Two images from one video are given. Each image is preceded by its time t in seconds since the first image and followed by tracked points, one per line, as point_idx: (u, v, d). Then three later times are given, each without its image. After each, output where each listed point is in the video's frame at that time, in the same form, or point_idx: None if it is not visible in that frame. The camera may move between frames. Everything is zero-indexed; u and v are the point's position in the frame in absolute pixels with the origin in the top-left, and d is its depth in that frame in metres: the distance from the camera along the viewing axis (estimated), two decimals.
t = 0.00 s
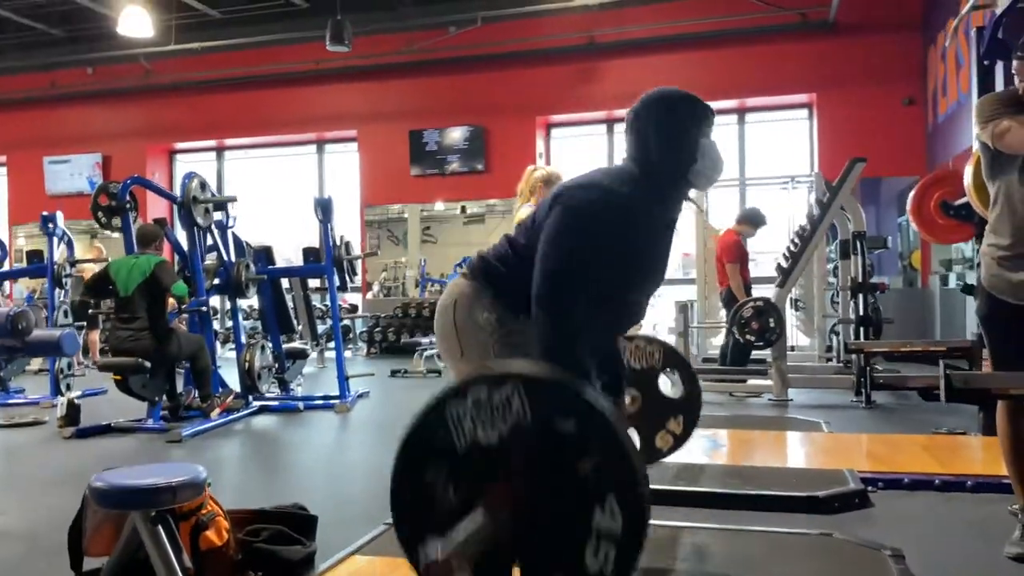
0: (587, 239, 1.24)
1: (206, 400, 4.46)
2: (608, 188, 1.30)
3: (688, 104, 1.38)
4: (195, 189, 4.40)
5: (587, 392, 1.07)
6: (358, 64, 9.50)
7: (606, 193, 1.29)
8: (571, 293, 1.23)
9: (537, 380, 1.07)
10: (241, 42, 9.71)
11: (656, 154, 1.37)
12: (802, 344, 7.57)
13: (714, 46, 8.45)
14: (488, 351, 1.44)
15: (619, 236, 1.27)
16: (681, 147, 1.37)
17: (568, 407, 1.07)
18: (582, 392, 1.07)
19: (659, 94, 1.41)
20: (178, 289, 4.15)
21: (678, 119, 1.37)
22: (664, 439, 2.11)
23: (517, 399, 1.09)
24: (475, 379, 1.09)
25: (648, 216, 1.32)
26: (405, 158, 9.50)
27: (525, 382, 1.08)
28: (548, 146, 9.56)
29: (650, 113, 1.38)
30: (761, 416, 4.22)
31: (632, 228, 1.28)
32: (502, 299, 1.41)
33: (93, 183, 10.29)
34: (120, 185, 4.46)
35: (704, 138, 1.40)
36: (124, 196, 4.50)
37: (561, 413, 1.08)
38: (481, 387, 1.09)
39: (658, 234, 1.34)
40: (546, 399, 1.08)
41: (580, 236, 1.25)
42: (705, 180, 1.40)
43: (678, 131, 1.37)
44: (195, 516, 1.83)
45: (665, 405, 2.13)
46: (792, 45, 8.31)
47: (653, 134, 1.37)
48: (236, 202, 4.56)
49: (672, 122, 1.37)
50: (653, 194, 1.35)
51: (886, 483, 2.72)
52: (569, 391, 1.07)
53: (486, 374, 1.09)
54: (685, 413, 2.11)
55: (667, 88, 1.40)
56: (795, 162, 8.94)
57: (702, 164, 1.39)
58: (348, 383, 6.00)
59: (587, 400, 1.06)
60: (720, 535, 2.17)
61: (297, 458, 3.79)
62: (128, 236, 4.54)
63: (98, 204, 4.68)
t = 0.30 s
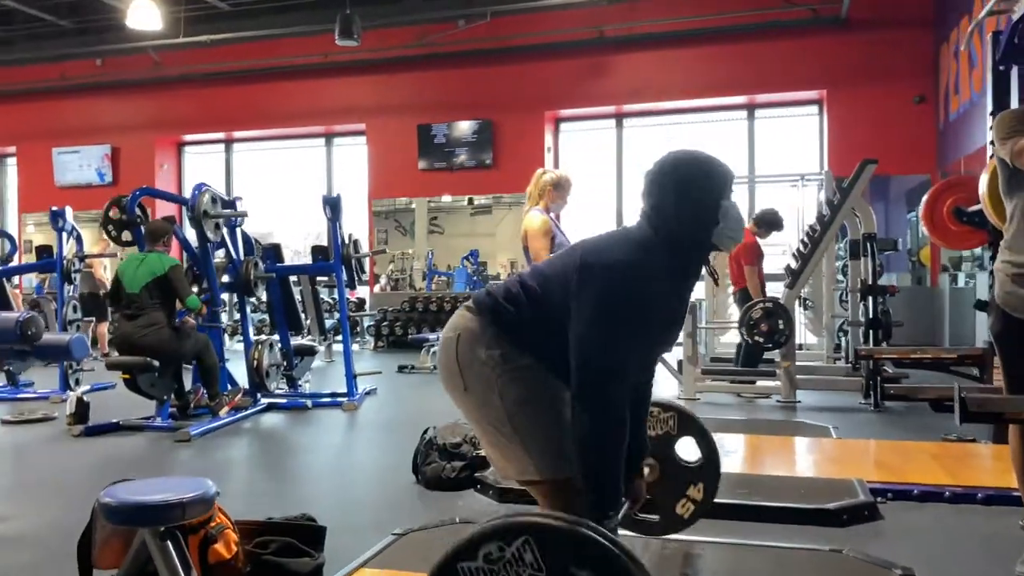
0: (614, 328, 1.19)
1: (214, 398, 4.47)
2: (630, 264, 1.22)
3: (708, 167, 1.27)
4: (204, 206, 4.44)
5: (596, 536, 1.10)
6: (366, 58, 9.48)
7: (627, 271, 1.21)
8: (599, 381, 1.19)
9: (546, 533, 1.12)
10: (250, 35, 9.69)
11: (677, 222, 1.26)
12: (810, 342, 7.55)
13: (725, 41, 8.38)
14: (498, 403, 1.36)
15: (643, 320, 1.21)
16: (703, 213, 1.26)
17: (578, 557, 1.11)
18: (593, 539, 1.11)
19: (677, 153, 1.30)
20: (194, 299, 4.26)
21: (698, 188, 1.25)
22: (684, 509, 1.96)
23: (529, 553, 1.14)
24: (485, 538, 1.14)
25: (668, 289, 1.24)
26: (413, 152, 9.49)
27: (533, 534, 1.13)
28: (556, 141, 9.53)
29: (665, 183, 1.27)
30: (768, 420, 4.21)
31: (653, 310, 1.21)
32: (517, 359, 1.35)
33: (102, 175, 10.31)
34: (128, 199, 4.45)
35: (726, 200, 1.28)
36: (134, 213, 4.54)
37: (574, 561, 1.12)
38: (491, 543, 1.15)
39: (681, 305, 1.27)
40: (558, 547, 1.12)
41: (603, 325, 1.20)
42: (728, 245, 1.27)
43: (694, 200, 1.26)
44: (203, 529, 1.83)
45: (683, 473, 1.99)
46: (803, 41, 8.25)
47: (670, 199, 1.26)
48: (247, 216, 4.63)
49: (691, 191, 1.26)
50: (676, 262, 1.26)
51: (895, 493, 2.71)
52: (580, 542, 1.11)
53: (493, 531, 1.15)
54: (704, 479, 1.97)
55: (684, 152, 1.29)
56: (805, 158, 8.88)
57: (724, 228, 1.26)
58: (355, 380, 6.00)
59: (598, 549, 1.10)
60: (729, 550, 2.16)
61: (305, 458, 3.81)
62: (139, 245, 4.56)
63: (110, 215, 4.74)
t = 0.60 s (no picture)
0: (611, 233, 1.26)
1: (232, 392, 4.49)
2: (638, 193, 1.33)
3: (729, 128, 1.41)
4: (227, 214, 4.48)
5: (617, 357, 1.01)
6: (385, 50, 9.47)
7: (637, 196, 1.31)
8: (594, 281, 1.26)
9: (562, 357, 1.02)
10: (270, 26, 9.70)
11: (696, 172, 1.40)
12: (826, 342, 7.52)
13: (746, 38, 8.33)
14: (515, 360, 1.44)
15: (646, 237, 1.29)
16: (717, 168, 1.39)
17: (598, 376, 1.02)
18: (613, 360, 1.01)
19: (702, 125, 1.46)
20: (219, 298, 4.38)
21: (719, 141, 1.39)
22: (706, 411, 2.11)
23: (545, 380, 1.04)
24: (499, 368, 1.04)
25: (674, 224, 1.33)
26: (431, 145, 9.50)
27: (549, 361, 1.03)
28: (574, 136, 9.51)
29: (697, 139, 1.42)
30: (784, 423, 4.20)
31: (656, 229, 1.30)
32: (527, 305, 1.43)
33: (122, 164, 10.40)
34: (152, 204, 4.54)
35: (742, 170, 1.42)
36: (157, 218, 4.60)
37: (594, 383, 1.03)
38: (501, 374, 1.05)
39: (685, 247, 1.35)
40: (576, 370, 1.03)
41: (607, 228, 1.27)
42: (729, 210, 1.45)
43: (712, 153, 1.39)
44: (224, 529, 1.85)
45: (704, 379, 2.15)
46: (826, 38, 8.19)
47: (692, 154, 1.41)
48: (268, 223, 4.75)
49: (711, 146, 1.40)
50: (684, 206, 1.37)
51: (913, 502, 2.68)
52: (601, 364, 1.01)
53: (507, 361, 1.04)
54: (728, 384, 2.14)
55: (711, 119, 1.44)
56: (824, 155, 8.83)
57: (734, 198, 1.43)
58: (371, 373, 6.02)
59: (619, 369, 1.01)
60: (744, 559, 2.15)
61: (320, 453, 3.83)
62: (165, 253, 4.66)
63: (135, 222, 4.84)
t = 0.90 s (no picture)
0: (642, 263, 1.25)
1: (257, 386, 4.53)
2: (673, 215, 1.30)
3: (774, 133, 1.35)
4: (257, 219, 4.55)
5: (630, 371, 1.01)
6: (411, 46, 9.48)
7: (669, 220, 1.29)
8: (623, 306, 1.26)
9: (573, 371, 1.02)
10: (297, 21, 9.74)
11: (735, 182, 1.34)
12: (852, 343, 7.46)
13: (774, 36, 8.25)
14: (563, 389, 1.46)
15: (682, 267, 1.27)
16: (760, 177, 1.34)
17: (611, 392, 1.01)
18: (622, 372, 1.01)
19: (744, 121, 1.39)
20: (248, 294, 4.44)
21: (762, 147, 1.33)
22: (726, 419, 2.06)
23: (558, 398, 1.04)
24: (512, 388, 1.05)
25: (714, 246, 1.30)
26: (456, 141, 9.51)
27: (561, 378, 1.03)
28: (599, 133, 9.48)
29: (733, 139, 1.35)
30: (810, 426, 4.16)
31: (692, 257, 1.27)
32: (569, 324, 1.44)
33: (150, 157, 10.51)
34: (183, 207, 4.61)
35: (788, 173, 1.37)
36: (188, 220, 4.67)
37: (606, 400, 1.02)
38: (516, 394, 1.05)
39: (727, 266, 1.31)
40: (586, 387, 1.02)
41: (646, 264, 1.25)
42: (784, 217, 1.39)
43: (755, 161, 1.33)
44: (250, 527, 1.87)
45: (725, 387, 2.08)
46: (856, 36, 8.08)
47: (732, 160, 1.35)
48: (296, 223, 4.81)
49: (753, 153, 1.33)
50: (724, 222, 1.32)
51: (940, 509, 2.66)
52: (613, 380, 1.00)
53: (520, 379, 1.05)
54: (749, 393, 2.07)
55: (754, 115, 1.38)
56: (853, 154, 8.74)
57: (783, 202, 1.37)
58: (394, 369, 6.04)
59: (630, 384, 1.00)
60: (768, 565, 2.14)
61: (345, 448, 3.86)
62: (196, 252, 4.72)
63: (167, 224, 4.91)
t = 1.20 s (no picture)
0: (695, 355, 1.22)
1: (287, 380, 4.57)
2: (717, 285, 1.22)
3: (804, 178, 1.24)
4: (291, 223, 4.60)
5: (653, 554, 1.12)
6: (441, 43, 9.48)
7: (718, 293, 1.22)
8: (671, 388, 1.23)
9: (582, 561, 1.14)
10: (328, 17, 9.78)
11: (763, 234, 1.24)
12: (885, 343, 7.36)
13: (808, 30, 8.14)
14: (571, 419, 1.40)
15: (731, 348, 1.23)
16: (790, 230, 1.23)
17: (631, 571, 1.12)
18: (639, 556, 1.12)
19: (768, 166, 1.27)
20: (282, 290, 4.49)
21: (784, 204, 1.23)
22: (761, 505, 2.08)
23: None
24: None
25: (756, 314, 1.24)
26: (485, 137, 9.52)
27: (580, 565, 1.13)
28: (629, 128, 9.43)
29: (758, 192, 1.25)
30: (842, 426, 4.11)
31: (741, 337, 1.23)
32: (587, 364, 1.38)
33: (183, 153, 10.63)
34: (218, 209, 4.65)
35: (818, 214, 1.25)
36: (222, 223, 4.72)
37: None
38: None
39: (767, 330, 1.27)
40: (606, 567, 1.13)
41: (694, 351, 1.22)
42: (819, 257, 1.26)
43: (783, 217, 1.23)
44: (279, 521, 1.88)
45: (759, 474, 2.09)
46: (893, 30, 7.95)
47: (759, 211, 1.24)
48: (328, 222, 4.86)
49: (785, 206, 1.23)
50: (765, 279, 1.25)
51: (975, 513, 2.63)
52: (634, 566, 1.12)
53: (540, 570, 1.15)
54: (782, 479, 2.07)
55: (779, 166, 1.26)
56: (887, 150, 8.62)
57: (816, 245, 1.25)
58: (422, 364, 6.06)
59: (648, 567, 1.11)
60: (797, 567, 2.13)
61: (373, 444, 3.88)
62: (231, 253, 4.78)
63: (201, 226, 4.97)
